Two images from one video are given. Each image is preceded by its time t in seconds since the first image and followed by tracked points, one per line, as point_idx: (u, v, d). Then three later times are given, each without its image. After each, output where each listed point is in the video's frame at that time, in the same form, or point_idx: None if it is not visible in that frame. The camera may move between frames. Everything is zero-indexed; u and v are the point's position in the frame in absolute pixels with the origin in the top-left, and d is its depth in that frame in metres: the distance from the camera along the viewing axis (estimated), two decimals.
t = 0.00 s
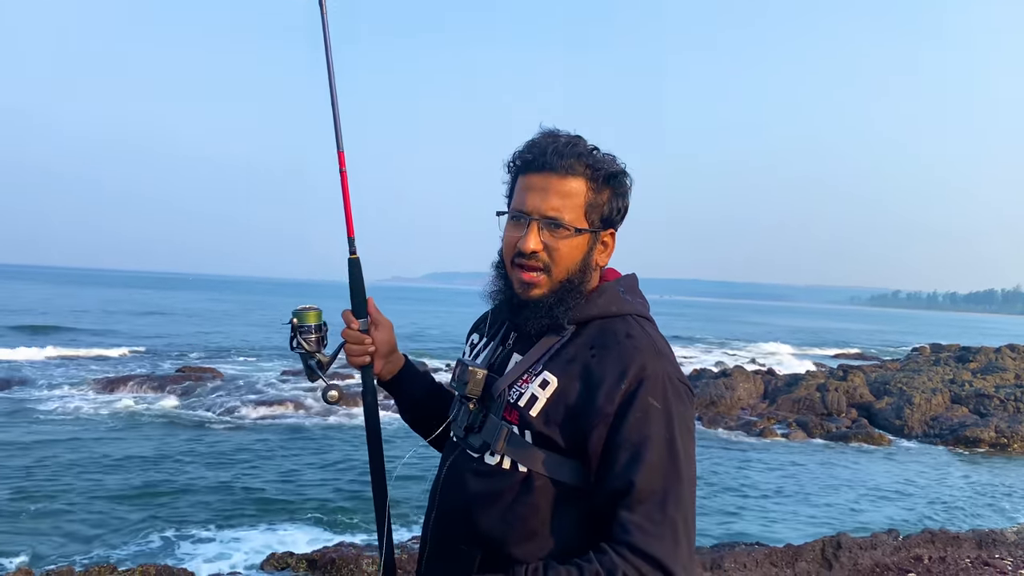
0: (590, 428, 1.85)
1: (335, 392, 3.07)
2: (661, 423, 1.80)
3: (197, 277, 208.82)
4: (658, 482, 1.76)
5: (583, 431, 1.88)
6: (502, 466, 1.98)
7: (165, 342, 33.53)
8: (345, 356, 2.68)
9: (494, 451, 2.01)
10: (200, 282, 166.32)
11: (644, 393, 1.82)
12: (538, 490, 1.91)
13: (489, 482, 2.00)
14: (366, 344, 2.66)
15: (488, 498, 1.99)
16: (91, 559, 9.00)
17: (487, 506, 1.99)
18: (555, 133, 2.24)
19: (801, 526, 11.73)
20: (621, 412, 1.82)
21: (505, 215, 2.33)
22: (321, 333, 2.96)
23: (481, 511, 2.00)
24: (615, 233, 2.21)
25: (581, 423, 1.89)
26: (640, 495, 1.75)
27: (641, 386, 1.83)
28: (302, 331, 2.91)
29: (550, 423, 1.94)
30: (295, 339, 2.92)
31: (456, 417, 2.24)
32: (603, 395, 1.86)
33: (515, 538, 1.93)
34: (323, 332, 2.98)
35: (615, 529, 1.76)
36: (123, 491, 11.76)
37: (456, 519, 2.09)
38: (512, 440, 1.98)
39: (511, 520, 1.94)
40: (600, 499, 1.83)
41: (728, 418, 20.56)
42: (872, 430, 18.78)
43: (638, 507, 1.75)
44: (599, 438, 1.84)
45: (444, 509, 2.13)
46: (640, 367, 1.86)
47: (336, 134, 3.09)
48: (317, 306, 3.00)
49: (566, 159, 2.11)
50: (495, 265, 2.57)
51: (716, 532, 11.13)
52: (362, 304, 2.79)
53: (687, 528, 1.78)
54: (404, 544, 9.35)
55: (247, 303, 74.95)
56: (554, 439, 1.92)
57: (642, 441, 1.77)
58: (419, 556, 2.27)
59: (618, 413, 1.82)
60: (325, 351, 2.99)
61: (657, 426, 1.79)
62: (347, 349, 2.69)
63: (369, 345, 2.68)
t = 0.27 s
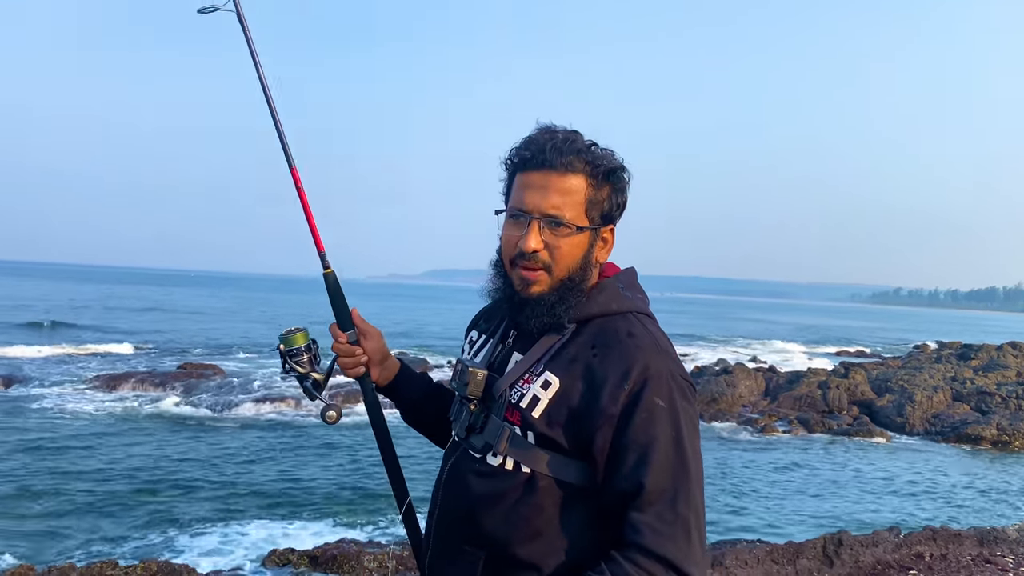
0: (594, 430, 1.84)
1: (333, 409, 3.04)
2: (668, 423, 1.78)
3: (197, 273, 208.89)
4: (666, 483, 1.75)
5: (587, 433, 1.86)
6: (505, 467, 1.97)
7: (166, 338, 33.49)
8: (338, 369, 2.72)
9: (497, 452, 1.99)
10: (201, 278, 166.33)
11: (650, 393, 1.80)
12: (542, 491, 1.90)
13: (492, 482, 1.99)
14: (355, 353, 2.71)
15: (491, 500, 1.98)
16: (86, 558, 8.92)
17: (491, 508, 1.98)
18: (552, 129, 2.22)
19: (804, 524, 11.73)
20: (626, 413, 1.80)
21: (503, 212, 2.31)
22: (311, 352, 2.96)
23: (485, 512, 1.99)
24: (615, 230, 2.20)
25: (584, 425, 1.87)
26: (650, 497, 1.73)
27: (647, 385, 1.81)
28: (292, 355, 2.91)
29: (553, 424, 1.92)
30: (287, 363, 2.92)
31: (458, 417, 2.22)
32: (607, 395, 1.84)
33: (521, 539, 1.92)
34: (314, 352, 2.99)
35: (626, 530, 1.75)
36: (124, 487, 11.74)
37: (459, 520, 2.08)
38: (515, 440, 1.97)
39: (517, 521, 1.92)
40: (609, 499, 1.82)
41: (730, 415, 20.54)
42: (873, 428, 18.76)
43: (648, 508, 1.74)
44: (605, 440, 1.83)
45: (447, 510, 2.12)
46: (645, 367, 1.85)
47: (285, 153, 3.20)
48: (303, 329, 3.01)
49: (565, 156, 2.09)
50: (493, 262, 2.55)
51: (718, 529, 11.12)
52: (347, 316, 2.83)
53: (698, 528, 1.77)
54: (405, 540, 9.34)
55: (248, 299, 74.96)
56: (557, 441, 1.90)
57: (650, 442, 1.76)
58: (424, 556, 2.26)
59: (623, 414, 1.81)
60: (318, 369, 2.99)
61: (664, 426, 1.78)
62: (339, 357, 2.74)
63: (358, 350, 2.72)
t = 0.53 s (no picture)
0: (598, 430, 1.83)
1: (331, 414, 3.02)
2: (673, 422, 1.77)
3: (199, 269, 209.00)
4: (672, 482, 1.74)
5: (591, 433, 1.85)
6: (509, 466, 1.96)
7: (167, 335, 33.49)
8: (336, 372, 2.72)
9: (501, 452, 1.99)
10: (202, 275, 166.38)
11: (654, 393, 1.79)
12: (546, 491, 1.89)
13: (496, 482, 1.98)
14: (352, 355, 2.69)
15: (495, 500, 1.97)
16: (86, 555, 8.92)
17: (496, 508, 1.97)
18: (552, 125, 2.20)
19: (806, 520, 11.72)
20: (631, 412, 1.79)
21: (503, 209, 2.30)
22: (306, 357, 2.94)
23: (490, 512, 1.98)
24: (616, 225, 2.18)
25: (589, 424, 1.86)
26: (656, 496, 1.72)
27: (651, 384, 1.80)
28: (288, 361, 2.90)
29: (557, 423, 1.90)
30: (283, 369, 2.90)
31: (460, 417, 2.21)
32: (610, 395, 1.83)
33: (526, 539, 1.92)
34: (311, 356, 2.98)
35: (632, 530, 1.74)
36: (125, 484, 11.74)
37: (464, 520, 2.07)
38: (518, 440, 1.96)
39: (521, 521, 1.92)
40: (614, 499, 1.81)
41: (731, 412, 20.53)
42: (875, 425, 18.75)
43: (654, 507, 1.73)
44: (610, 439, 1.81)
45: (451, 511, 2.11)
46: (649, 365, 1.83)
47: (271, 156, 3.26)
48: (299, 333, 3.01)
49: (564, 152, 2.08)
50: (494, 258, 2.53)
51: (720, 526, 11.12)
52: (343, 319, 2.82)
53: (705, 524, 1.76)
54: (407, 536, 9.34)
55: (249, 296, 74.99)
56: (561, 440, 1.89)
57: (655, 442, 1.74)
58: (428, 556, 2.25)
59: (626, 413, 1.80)
60: (315, 374, 2.98)
61: (669, 425, 1.77)
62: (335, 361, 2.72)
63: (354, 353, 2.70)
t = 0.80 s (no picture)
0: (604, 426, 1.83)
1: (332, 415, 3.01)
2: (681, 418, 1.77)
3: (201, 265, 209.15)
4: (680, 478, 1.74)
5: (597, 429, 1.85)
6: (514, 461, 1.96)
7: (169, 331, 33.50)
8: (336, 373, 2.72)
9: (505, 446, 1.99)
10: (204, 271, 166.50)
11: (662, 388, 1.78)
12: (551, 486, 1.89)
13: (501, 477, 1.98)
14: (350, 356, 2.69)
15: (500, 495, 1.97)
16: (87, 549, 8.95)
17: (500, 502, 1.96)
18: (560, 117, 2.20)
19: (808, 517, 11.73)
20: (638, 407, 1.79)
21: (509, 202, 2.30)
22: (306, 358, 2.94)
23: (494, 507, 1.98)
24: (624, 219, 2.18)
25: (595, 419, 1.86)
26: (664, 493, 1.73)
27: (659, 380, 1.80)
28: (287, 363, 2.91)
29: (563, 419, 1.90)
30: (283, 371, 2.92)
31: (465, 411, 2.21)
32: (618, 390, 1.83)
33: (531, 535, 1.91)
34: (310, 354, 2.98)
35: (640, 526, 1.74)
36: (128, 480, 11.76)
37: (467, 515, 2.06)
38: (523, 434, 1.96)
39: (525, 516, 1.91)
40: (621, 496, 1.81)
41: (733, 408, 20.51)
42: (877, 421, 18.73)
43: (663, 504, 1.72)
44: (616, 435, 1.81)
45: (453, 505, 2.11)
46: (656, 361, 1.83)
47: (257, 159, 3.20)
48: (297, 333, 3.01)
49: (572, 144, 2.08)
50: (498, 253, 2.53)
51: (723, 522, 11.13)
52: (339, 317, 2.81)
53: (712, 522, 1.76)
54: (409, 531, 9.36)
55: (251, 292, 75.01)
56: (567, 436, 1.89)
57: (662, 436, 1.74)
58: (430, 550, 2.24)
59: (634, 409, 1.80)
60: (316, 374, 2.98)
61: (677, 421, 1.77)
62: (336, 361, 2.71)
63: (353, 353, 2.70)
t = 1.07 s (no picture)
0: (601, 418, 1.82)
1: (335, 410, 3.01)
2: (678, 411, 1.76)
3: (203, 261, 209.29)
4: (676, 472, 1.74)
5: (594, 421, 1.85)
6: (512, 452, 1.96)
7: (172, 326, 33.53)
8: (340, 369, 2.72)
9: (503, 437, 1.98)
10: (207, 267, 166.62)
11: (659, 381, 1.78)
12: (548, 477, 1.89)
13: (499, 468, 1.97)
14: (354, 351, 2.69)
15: (498, 485, 1.96)
16: (88, 543, 8.99)
17: (497, 493, 1.96)
18: (564, 109, 2.20)
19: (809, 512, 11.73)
20: (635, 399, 1.79)
21: (512, 194, 2.29)
22: (309, 356, 2.94)
23: (491, 498, 1.97)
24: (626, 212, 2.16)
25: (592, 411, 1.85)
26: (659, 486, 1.72)
27: (657, 372, 1.79)
28: (290, 362, 2.90)
29: (561, 410, 1.90)
30: (286, 370, 2.91)
31: (466, 402, 2.21)
32: (615, 382, 1.82)
33: (527, 526, 1.91)
34: (311, 352, 2.97)
35: (635, 519, 1.73)
36: (130, 474, 11.79)
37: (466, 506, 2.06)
38: (521, 425, 1.96)
39: (522, 507, 1.91)
40: (617, 489, 1.80)
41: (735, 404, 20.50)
42: (879, 417, 18.72)
43: (657, 497, 1.72)
44: (612, 428, 1.81)
45: (452, 495, 2.11)
46: (654, 354, 1.82)
47: (250, 161, 3.15)
48: (296, 331, 3.00)
49: (574, 135, 2.07)
50: (502, 246, 2.52)
51: (725, 518, 11.13)
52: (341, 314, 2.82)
53: (707, 517, 1.75)
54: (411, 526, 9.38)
55: (254, 288, 75.13)
56: (564, 427, 1.88)
57: (658, 429, 1.74)
58: (429, 541, 2.24)
59: (631, 402, 1.79)
60: (319, 371, 2.98)
61: (673, 414, 1.76)
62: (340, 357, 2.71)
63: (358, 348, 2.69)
